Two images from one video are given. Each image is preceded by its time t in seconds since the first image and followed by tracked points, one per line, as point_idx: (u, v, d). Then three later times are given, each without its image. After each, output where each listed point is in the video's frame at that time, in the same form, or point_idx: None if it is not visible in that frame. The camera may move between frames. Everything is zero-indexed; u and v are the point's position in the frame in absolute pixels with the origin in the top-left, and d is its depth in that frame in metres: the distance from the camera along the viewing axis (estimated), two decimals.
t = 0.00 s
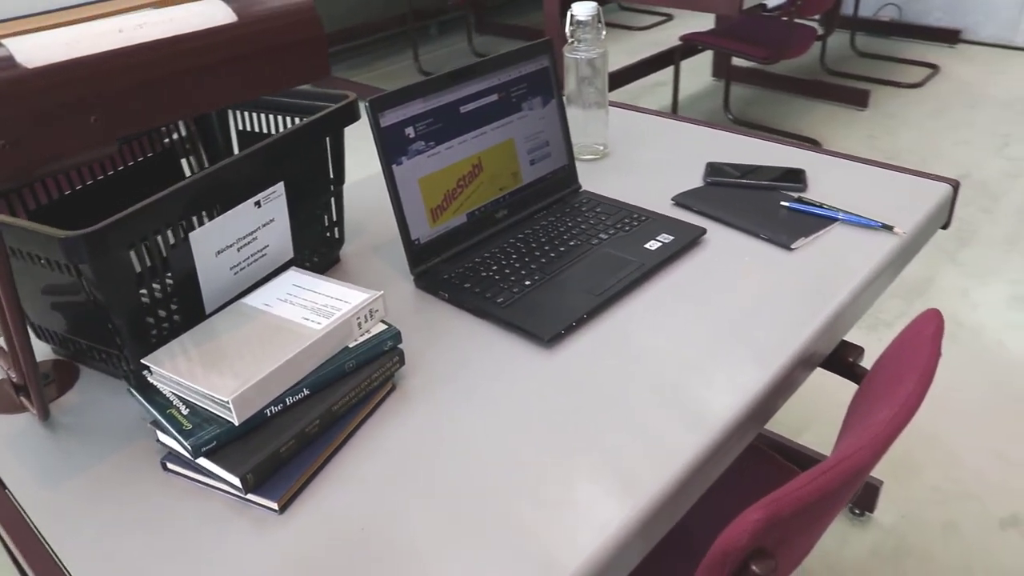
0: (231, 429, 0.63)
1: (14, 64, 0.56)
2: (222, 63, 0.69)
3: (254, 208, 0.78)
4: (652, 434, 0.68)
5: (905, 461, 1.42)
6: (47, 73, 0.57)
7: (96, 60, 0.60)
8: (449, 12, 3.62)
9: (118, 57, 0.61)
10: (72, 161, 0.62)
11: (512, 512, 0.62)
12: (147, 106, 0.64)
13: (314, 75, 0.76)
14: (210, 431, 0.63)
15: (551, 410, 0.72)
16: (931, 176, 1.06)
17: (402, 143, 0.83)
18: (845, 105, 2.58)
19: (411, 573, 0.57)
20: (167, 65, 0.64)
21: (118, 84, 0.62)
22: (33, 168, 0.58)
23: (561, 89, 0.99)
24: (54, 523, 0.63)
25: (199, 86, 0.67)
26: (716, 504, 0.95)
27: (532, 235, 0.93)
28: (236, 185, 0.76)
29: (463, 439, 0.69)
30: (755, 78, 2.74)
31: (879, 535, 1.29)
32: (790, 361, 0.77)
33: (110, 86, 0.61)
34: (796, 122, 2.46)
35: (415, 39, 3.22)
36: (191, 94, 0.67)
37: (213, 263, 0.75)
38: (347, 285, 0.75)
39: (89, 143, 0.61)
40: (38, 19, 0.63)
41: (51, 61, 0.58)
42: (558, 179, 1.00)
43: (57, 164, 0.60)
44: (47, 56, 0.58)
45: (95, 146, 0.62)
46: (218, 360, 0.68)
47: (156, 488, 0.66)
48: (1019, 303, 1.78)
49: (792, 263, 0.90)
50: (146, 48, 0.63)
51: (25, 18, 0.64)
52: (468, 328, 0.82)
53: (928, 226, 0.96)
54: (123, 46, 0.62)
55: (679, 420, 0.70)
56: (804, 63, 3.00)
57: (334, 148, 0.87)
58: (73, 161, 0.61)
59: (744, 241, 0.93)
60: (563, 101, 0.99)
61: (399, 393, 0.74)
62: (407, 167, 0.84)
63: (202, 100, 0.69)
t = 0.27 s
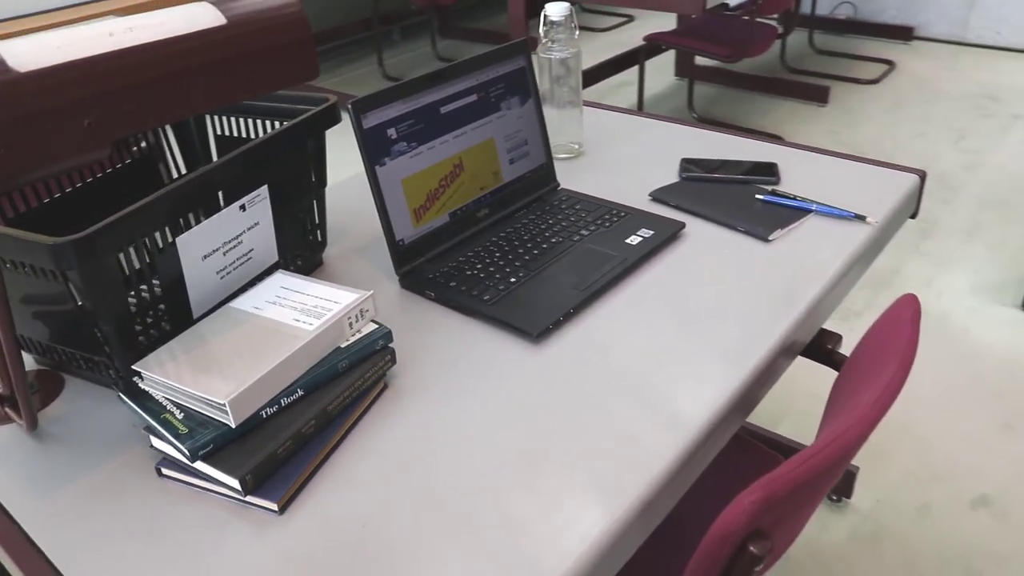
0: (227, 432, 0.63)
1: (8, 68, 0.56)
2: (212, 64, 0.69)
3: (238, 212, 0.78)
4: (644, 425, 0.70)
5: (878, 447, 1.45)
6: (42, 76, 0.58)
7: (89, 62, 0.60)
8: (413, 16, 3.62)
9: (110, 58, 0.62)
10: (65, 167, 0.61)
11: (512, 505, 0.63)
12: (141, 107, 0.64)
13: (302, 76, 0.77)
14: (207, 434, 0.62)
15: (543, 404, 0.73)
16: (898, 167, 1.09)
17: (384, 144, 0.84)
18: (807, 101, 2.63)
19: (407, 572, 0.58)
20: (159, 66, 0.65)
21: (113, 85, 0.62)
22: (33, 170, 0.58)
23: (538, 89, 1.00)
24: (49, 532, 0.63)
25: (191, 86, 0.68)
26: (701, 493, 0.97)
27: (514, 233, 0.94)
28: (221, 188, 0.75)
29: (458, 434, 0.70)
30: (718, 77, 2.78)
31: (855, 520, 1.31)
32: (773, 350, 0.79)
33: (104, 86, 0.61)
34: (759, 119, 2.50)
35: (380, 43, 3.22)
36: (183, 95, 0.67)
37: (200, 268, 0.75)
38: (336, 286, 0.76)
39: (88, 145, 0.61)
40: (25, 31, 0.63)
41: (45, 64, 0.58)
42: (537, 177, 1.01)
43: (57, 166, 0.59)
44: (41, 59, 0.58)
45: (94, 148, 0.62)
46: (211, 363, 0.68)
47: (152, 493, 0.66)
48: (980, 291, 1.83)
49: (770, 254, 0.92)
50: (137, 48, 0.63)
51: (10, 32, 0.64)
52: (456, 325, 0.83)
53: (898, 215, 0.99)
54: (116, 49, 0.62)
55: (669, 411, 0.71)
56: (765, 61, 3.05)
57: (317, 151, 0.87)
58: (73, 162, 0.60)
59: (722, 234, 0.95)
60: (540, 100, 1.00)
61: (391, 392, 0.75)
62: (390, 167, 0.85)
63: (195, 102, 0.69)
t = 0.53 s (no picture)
0: (228, 432, 0.63)
1: (8, 70, 0.56)
2: (208, 65, 0.69)
3: (227, 214, 0.78)
4: (638, 414, 0.71)
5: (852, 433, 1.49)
6: (41, 78, 0.58)
7: (88, 63, 0.61)
8: (378, 20, 3.63)
9: (108, 60, 0.62)
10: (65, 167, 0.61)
11: (515, 494, 0.64)
12: (140, 108, 0.65)
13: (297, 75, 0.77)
14: (207, 434, 0.63)
15: (539, 396, 0.74)
16: (868, 159, 1.12)
17: (370, 144, 0.84)
18: (770, 99, 2.68)
19: (411, 568, 0.58)
20: (157, 66, 0.65)
21: (112, 85, 0.62)
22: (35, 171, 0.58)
23: (518, 88, 1.01)
24: (50, 539, 0.62)
25: (189, 87, 0.68)
26: (688, 482, 0.99)
27: (499, 231, 0.95)
28: (210, 191, 0.75)
29: (457, 428, 0.71)
30: (682, 76, 2.82)
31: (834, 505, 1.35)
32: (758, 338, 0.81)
33: (103, 87, 0.61)
34: (725, 116, 2.54)
35: (346, 48, 3.22)
36: (180, 96, 0.68)
37: (190, 271, 0.75)
38: (328, 286, 0.76)
39: (89, 146, 0.61)
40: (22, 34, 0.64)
41: (44, 66, 0.58)
42: (518, 175, 1.02)
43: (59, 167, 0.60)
44: (40, 61, 0.58)
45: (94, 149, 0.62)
46: (208, 365, 0.68)
47: (154, 495, 0.65)
48: (944, 280, 1.88)
49: (750, 245, 0.94)
50: (135, 49, 0.64)
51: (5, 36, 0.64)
52: (447, 322, 0.84)
53: (870, 205, 1.01)
54: (112, 50, 0.62)
55: (661, 400, 0.73)
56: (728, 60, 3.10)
57: (303, 152, 0.87)
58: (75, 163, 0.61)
59: (703, 227, 0.97)
60: (520, 99, 1.02)
61: (387, 389, 0.75)
62: (377, 167, 0.85)
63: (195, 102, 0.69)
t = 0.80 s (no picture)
0: (229, 433, 0.64)
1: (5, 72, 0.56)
2: (204, 65, 0.70)
3: (216, 217, 0.78)
4: (633, 405, 0.73)
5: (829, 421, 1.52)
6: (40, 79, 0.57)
7: (85, 65, 0.61)
8: (343, 24, 3.62)
9: (105, 61, 0.62)
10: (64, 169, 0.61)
11: (517, 485, 0.65)
12: (138, 109, 0.65)
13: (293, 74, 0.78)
14: (208, 436, 0.63)
15: (534, 389, 0.75)
16: (841, 152, 1.14)
17: (357, 145, 0.85)
18: (736, 96, 2.71)
19: (421, 560, 0.59)
20: (153, 67, 0.65)
21: (110, 86, 0.62)
22: (37, 173, 0.58)
23: (498, 87, 1.02)
24: (51, 546, 0.62)
25: (185, 87, 0.68)
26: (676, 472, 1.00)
27: (484, 229, 0.96)
28: (199, 194, 0.75)
29: (455, 422, 0.72)
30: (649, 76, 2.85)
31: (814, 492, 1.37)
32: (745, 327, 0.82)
33: (101, 88, 0.61)
34: (693, 114, 2.57)
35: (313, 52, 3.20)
36: (177, 96, 0.68)
37: (181, 274, 0.75)
38: (321, 286, 0.76)
39: (86, 147, 0.61)
40: (18, 37, 0.64)
41: (42, 67, 0.58)
42: (501, 174, 1.03)
43: (61, 169, 0.60)
44: (39, 62, 0.58)
45: (94, 151, 0.62)
46: (206, 367, 0.68)
47: (154, 498, 0.65)
48: (911, 271, 1.93)
49: (732, 237, 0.96)
50: (131, 50, 0.64)
51: (0, 39, 0.64)
52: (439, 319, 0.84)
53: (846, 196, 1.04)
54: (109, 51, 0.62)
55: (654, 390, 0.74)
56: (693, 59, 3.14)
57: (288, 154, 0.87)
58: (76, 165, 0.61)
59: (685, 221, 0.99)
60: (500, 98, 1.03)
61: (383, 387, 0.76)
62: (364, 168, 0.85)
63: (191, 102, 0.69)
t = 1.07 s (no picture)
0: (230, 434, 0.64)
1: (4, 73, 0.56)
2: (201, 65, 0.70)
3: (207, 220, 0.78)
4: (629, 397, 0.74)
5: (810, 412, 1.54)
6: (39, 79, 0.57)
7: (83, 65, 0.61)
8: (314, 28, 3.61)
9: (103, 61, 0.62)
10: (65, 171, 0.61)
11: (519, 479, 0.66)
12: (137, 108, 0.65)
13: (290, 72, 0.78)
14: (209, 438, 0.63)
15: (530, 384, 0.76)
16: (819, 146, 1.16)
17: (346, 145, 0.85)
18: (708, 95, 2.75)
19: (428, 555, 0.59)
20: (151, 67, 0.66)
21: (109, 85, 0.62)
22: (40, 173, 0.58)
23: (483, 87, 1.03)
24: (52, 552, 0.61)
25: (183, 86, 0.68)
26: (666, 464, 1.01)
27: (472, 227, 0.96)
28: (190, 196, 0.75)
29: (454, 418, 0.72)
30: (622, 75, 2.88)
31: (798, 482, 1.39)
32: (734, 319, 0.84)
33: (100, 88, 0.62)
34: (667, 113, 2.60)
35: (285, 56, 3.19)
36: (175, 96, 0.68)
37: (173, 277, 0.75)
38: (315, 286, 0.76)
39: (87, 148, 0.61)
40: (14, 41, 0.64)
41: (40, 68, 0.58)
42: (486, 172, 1.04)
43: (62, 169, 0.60)
44: (36, 63, 0.58)
45: (94, 151, 0.62)
46: (203, 369, 0.68)
47: (155, 501, 0.65)
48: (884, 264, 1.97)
49: (718, 230, 0.97)
50: (128, 51, 0.64)
51: None
52: (431, 316, 0.85)
53: (826, 189, 1.06)
54: (106, 51, 0.62)
55: (648, 383, 0.75)
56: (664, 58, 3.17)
57: (277, 155, 0.87)
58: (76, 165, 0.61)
59: (670, 216, 1.00)
60: (485, 98, 1.03)
61: (379, 385, 0.76)
62: (353, 168, 0.86)
63: (189, 101, 0.70)
